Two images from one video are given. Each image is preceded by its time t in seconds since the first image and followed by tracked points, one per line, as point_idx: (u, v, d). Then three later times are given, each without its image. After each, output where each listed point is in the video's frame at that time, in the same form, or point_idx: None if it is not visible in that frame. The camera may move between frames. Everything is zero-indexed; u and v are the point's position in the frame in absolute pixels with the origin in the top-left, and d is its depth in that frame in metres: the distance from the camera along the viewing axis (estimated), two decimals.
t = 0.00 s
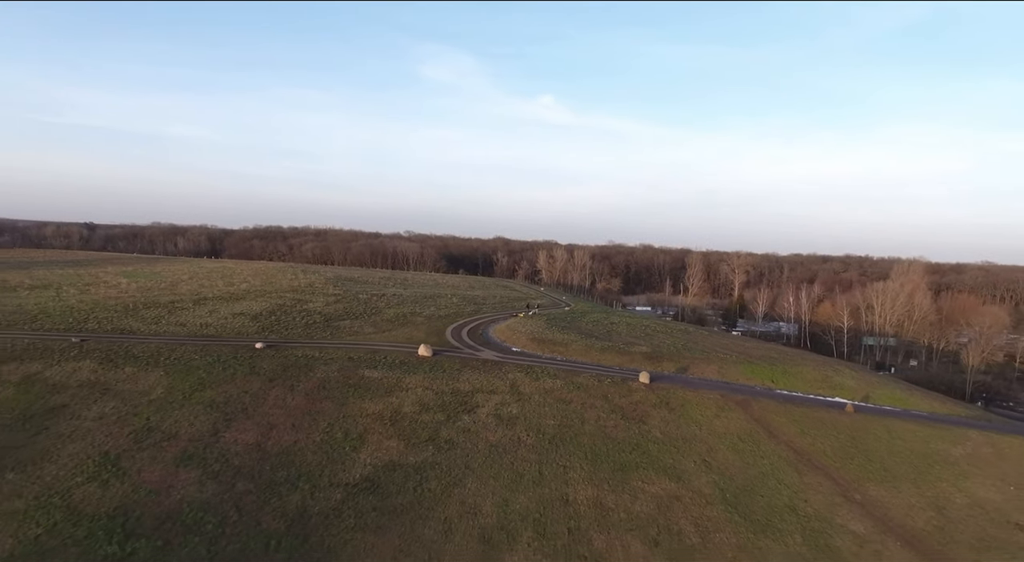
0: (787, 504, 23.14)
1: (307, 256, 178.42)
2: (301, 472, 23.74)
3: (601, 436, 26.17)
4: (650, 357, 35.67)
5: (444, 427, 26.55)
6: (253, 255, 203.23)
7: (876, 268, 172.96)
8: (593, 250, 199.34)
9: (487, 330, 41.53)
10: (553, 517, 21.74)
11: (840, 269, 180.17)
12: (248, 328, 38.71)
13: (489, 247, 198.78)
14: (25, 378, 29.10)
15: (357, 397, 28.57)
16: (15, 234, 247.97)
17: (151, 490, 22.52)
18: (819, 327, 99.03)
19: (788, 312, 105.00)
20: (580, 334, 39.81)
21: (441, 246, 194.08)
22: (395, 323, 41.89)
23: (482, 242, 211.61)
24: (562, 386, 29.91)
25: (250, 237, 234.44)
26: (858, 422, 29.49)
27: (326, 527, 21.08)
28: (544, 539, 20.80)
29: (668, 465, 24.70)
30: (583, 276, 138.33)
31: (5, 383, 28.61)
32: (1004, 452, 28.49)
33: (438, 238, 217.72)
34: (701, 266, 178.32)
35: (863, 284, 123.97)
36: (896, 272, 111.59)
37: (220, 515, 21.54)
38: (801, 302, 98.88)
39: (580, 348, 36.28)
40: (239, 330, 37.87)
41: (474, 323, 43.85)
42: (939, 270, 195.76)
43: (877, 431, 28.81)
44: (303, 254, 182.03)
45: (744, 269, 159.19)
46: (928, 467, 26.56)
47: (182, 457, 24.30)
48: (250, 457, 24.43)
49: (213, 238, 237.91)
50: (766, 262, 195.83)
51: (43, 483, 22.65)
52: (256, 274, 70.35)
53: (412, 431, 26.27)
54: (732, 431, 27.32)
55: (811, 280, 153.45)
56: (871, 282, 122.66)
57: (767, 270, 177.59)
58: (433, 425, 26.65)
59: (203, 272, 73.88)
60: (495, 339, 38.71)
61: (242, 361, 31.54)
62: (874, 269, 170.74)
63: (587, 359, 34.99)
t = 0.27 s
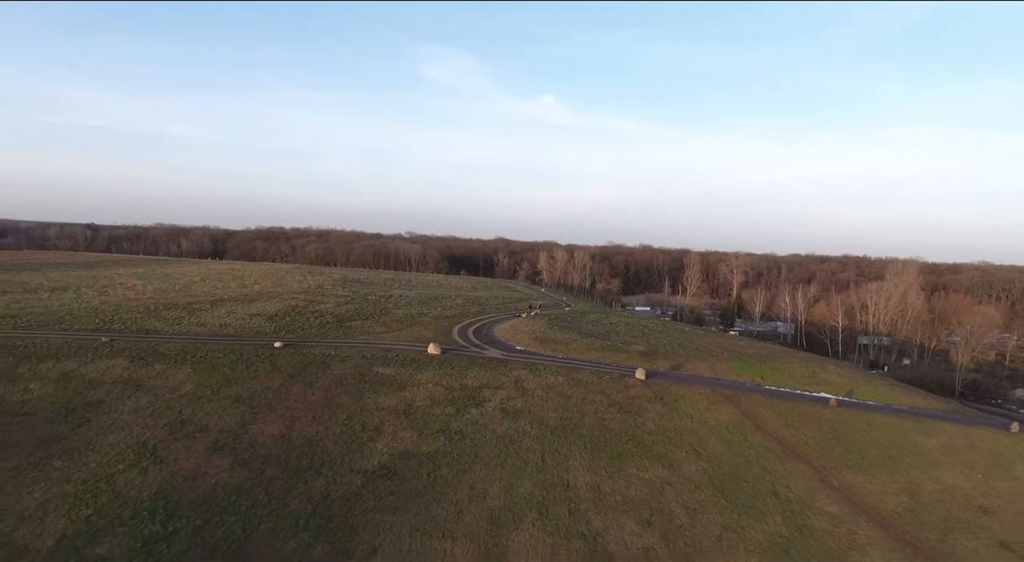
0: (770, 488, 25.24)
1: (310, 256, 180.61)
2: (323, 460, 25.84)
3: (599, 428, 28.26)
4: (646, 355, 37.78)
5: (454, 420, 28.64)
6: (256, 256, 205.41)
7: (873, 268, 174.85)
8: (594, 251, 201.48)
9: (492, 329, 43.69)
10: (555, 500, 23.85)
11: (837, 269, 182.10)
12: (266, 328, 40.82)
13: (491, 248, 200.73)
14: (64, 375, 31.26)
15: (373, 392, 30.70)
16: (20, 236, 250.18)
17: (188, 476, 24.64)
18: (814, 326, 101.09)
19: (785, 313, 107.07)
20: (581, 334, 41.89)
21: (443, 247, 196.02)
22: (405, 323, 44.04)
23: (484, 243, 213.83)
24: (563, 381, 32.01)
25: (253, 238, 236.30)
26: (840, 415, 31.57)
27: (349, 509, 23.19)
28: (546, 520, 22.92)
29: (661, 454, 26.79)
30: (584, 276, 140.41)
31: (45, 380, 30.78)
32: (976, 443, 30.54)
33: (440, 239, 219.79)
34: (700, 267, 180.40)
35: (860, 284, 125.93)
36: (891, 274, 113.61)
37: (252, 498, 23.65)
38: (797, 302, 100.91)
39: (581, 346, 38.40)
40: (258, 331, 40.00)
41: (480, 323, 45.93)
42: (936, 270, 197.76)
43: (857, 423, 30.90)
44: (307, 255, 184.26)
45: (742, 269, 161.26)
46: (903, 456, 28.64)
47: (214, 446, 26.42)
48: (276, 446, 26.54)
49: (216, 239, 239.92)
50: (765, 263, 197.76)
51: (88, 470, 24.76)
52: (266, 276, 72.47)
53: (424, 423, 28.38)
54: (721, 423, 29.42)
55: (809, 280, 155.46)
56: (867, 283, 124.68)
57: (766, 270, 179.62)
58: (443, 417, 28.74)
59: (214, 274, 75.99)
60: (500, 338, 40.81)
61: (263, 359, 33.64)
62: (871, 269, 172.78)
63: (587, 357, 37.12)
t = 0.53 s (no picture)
0: (757, 479, 26.93)
1: (313, 257, 182.40)
2: (339, 452, 27.53)
3: (598, 422, 29.96)
4: (643, 354, 39.49)
5: (460, 415, 30.30)
6: (259, 256, 207.14)
7: (870, 269, 176.45)
8: (593, 252, 203.31)
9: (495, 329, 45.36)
10: (556, 489, 25.55)
11: (835, 270, 183.72)
12: (278, 328, 42.50)
13: (491, 248, 202.64)
14: (90, 372, 32.96)
15: (383, 389, 32.36)
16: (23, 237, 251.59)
17: (213, 467, 26.34)
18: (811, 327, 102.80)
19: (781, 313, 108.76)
20: (580, 334, 43.57)
21: (444, 248, 197.74)
22: (411, 324, 45.73)
23: (485, 244, 215.69)
24: (563, 379, 33.65)
25: (255, 239, 237.99)
26: (826, 411, 33.25)
27: (364, 497, 24.88)
28: (548, 507, 24.62)
29: (656, 446, 28.48)
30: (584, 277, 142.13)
31: (72, 377, 32.48)
32: (955, 437, 32.23)
33: (441, 240, 221.59)
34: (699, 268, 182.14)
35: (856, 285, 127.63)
36: (886, 276, 115.35)
37: (273, 487, 25.35)
38: (793, 303, 102.62)
39: (581, 346, 40.12)
40: (271, 330, 41.69)
41: (483, 323, 47.64)
42: (933, 272, 199.48)
43: (843, 419, 32.58)
44: (309, 256, 186.05)
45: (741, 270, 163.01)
46: (885, 449, 30.33)
47: (236, 439, 28.11)
48: (293, 440, 28.21)
49: (218, 239, 241.40)
50: (764, 264, 199.40)
51: (119, 461, 26.46)
52: (273, 276, 74.12)
53: (432, 417, 30.06)
54: (713, 418, 31.10)
55: (806, 281, 157.16)
56: (863, 284, 126.37)
57: (764, 271, 181.43)
58: (450, 413, 30.41)
59: (222, 275, 77.70)
60: (503, 338, 42.50)
61: (278, 358, 35.32)
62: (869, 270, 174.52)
63: (587, 356, 38.79)
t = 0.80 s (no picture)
0: (747, 470, 28.60)
1: (316, 257, 184.25)
2: (353, 444, 29.22)
3: (598, 417, 31.65)
4: (641, 353, 41.16)
5: (467, 411, 32.00)
6: (262, 257, 208.98)
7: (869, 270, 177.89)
8: (594, 252, 205.04)
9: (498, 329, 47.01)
10: (558, 479, 27.24)
11: (834, 271, 185.21)
12: (290, 328, 44.18)
13: (493, 249, 204.50)
14: (114, 370, 34.67)
15: (393, 386, 34.04)
16: (27, 237, 253.12)
17: (235, 458, 28.03)
18: (808, 327, 104.40)
19: (779, 313, 110.38)
20: (581, 334, 45.23)
21: (446, 248, 199.49)
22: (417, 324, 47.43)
23: (486, 244, 217.49)
24: (565, 376, 35.34)
25: (258, 239, 239.84)
26: (815, 407, 34.91)
27: (378, 486, 26.57)
28: (550, 495, 26.32)
29: (652, 440, 30.15)
30: (585, 277, 143.80)
31: (98, 374, 34.20)
32: (937, 432, 33.92)
33: (442, 240, 223.46)
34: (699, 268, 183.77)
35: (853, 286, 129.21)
36: (882, 276, 116.93)
37: (293, 476, 27.06)
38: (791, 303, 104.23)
39: (581, 345, 41.80)
40: (283, 330, 43.37)
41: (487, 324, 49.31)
42: (931, 272, 201.04)
43: (831, 414, 34.24)
44: (312, 256, 187.82)
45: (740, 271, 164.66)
46: (869, 443, 32.00)
47: (256, 433, 29.81)
48: (310, 433, 29.91)
49: (221, 240, 242.61)
50: (763, 264, 200.98)
51: (147, 452, 28.18)
52: (280, 278, 75.83)
53: (440, 413, 31.76)
54: (707, 413, 32.78)
55: (804, 282, 158.76)
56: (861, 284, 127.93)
57: (763, 271, 183.10)
58: (458, 408, 32.10)
59: (230, 276, 79.41)
60: (506, 338, 44.17)
61: (292, 356, 37.01)
62: (867, 271, 176.06)
63: (587, 355, 40.48)
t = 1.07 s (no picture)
0: (738, 462, 30.29)
1: (319, 257, 185.89)
2: (366, 438, 30.92)
3: (597, 413, 33.32)
4: (639, 353, 42.84)
5: (473, 407, 33.68)
6: (265, 257, 210.59)
7: (867, 271, 179.63)
8: (594, 253, 206.50)
9: (502, 330, 48.67)
10: (559, 471, 28.93)
11: (832, 272, 186.88)
12: (301, 328, 45.84)
13: (494, 250, 206.09)
14: (136, 368, 36.39)
15: (402, 384, 35.72)
16: (32, 238, 255.18)
17: (255, 450, 29.73)
18: (805, 328, 105.96)
19: (777, 314, 111.95)
20: (581, 334, 46.91)
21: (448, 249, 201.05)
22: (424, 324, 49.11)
23: (487, 245, 219.04)
24: (566, 375, 37.00)
25: (260, 239, 241.42)
26: (804, 404, 36.57)
27: (390, 476, 28.27)
28: (552, 486, 28.00)
29: (648, 435, 31.82)
30: (585, 278, 145.32)
31: (121, 372, 35.92)
32: (921, 428, 35.59)
33: (444, 241, 225.02)
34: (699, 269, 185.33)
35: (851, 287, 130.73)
36: (879, 278, 118.47)
37: (310, 467, 28.77)
38: (788, 305, 105.78)
39: (581, 345, 43.48)
40: (295, 330, 45.03)
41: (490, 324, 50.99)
42: (929, 274, 202.56)
43: (820, 411, 35.89)
44: (315, 256, 189.42)
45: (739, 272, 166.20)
46: (856, 438, 33.66)
47: (273, 427, 31.51)
48: (324, 428, 31.60)
49: (224, 240, 244.58)
50: (762, 265, 202.45)
51: (172, 445, 29.89)
52: (288, 279, 77.48)
53: (448, 409, 33.44)
54: (701, 409, 34.44)
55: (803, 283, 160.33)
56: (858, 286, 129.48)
57: (762, 272, 184.65)
58: (464, 404, 33.79)
59: (238, 277, 81.04)
60: (509, 338, 45.84)
61: (305, 355, 38.69)
62: (865, 272, 177.56)
63: (587, 354, 42.15)
